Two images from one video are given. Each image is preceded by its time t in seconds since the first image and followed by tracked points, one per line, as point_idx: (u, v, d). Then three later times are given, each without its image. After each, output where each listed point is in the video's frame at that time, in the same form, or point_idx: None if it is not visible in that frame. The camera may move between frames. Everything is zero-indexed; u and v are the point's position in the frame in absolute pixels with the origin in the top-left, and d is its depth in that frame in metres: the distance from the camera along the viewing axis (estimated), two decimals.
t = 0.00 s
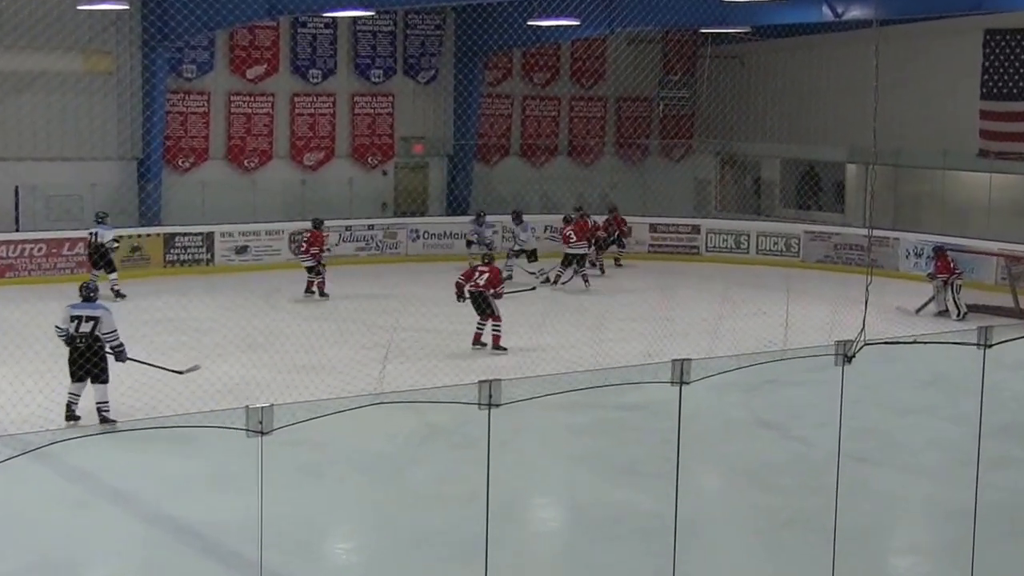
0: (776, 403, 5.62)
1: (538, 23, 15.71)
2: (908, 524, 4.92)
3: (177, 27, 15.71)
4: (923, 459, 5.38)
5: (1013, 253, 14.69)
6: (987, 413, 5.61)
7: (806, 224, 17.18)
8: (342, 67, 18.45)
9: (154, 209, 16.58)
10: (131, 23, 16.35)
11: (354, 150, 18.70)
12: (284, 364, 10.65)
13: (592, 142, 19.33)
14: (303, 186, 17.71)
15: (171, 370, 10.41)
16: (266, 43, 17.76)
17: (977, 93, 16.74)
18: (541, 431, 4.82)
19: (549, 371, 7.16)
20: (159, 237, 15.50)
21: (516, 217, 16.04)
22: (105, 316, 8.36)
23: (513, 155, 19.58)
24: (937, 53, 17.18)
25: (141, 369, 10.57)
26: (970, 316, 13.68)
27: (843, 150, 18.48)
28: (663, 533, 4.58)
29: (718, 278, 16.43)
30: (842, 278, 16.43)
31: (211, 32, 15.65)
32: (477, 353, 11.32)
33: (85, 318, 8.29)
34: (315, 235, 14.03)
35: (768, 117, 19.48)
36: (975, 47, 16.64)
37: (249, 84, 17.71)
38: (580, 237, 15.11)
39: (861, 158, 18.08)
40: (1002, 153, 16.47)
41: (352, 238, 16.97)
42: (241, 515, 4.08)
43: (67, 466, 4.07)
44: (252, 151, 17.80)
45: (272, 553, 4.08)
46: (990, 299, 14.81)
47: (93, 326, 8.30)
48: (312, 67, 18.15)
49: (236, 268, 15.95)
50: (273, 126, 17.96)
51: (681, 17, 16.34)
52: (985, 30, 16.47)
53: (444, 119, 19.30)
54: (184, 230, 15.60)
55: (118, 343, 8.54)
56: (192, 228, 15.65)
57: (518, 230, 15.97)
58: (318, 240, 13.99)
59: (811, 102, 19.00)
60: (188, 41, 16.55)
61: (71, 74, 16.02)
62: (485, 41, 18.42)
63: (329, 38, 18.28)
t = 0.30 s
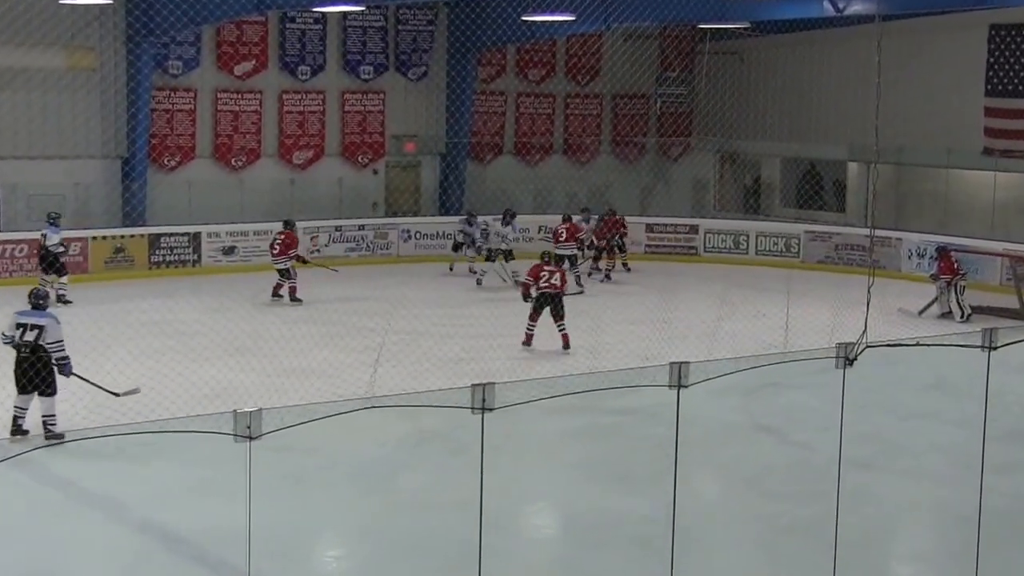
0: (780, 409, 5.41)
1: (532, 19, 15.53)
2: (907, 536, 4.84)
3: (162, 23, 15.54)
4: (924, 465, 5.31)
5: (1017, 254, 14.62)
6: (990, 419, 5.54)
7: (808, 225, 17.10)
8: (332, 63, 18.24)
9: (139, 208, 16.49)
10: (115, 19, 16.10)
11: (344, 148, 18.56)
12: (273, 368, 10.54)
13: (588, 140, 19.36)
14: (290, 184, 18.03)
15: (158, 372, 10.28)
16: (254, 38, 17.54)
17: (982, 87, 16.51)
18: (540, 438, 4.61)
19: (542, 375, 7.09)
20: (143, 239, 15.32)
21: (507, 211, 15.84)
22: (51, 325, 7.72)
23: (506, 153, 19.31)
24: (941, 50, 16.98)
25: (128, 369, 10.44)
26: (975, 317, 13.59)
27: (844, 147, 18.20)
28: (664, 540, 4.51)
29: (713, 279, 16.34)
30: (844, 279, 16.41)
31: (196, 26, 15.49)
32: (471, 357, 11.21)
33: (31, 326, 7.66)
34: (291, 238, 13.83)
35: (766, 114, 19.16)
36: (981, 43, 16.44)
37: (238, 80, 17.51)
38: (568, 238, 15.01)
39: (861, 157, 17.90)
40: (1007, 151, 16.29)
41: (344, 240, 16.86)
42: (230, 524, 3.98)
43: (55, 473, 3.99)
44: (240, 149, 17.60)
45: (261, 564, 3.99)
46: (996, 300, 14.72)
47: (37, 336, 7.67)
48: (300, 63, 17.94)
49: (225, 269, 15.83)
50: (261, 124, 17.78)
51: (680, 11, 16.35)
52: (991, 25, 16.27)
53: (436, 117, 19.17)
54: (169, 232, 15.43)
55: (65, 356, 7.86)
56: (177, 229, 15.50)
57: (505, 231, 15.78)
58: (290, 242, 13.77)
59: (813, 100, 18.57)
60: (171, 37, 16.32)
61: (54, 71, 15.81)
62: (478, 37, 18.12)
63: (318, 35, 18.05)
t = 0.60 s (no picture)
0: (779, 410, 5.42)
1: (526, 15, 15.50)
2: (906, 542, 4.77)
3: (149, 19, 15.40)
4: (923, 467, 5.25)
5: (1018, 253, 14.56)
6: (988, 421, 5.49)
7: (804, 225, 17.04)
8: (321, 60, 18.20)
9: (125, 208, 16.32)
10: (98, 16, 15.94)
11: (333, 147, 18.47)
12: (260, 371, 10.44)
13: (582, 139, 19.24)
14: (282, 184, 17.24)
15: (145, 374, 10.18)
16: (242, 35, 17.44)
17: (981, 87, 16.57)
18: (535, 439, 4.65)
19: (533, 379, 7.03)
20: (129, 238, 15.22)
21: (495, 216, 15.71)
22: None
23: (499, 152, 19.27)
24: (942, 51, 17.00)
25: (115, 371, 10.33)
26: (974, 318, 13.53)
27: (842, 147, 18.11)
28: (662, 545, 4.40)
29: (706, 279, 16.30)
30: (842, 279, 16.33)
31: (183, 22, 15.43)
32: (464, 359, 11.13)
33: None
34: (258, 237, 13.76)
35: (762, 113, 19.30)
36: (981, 41, 16.48)
37: (225, 77, 17.39)
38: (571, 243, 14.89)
39: (859, 156, 17.81)
40: (1006, 148, 16.20)
41: (334, 239, 16.76)
42: (219, 530, 3.89)
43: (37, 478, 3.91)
44: (228, 147, 17.54)
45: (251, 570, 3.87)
46: (997, 300, 14.64)
47: None
48: (289, 60, 17.87)
49: (213, 269, 15.74)
50: (249, 122, 17.69)
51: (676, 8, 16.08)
52: (991, 21, 16.32)
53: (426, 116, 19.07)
54: (155, 231, 15.35)
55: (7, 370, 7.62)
56: (163, 228, 15.41)
57: (495, 227, 15.74)
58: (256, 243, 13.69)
59: (809, 101, 18.77)
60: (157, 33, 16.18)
61: (38, 68, 15.66)
62: (470, 33, 18.17)
63: (308, 31, 18.02)
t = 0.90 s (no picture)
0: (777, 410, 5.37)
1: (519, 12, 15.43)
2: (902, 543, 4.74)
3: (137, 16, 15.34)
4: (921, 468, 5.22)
5: (1014, 254, 14.53)
6: (987, 422, 5.45)
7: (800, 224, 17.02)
8: (312, 58, 18.11)
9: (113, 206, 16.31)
10: (85, 12, 15.77)
11: (324, 145, 18.35)
12: (251, 372, 10.38)
13: (575, 138, 19.21)
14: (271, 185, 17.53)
15: (133, 376, 10.11)
16: (232, 32, 17.39)
17: (978, 84, 16.55)
18: (526, 442, 4.52)
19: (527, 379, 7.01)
20: (116, 239, 15.14)
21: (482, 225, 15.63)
22: None
23: (491, 150, 19.23)
24: (938, 51, 16.98)
25: (104, 372, 10.27)
26: (969, 318, 13.50)
27: (839, 145, 18.11)
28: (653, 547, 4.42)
29: (701, 279, 16.25)
30: (838, 279, 16.31)
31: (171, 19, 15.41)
32: (457, 360, 11.07)
33: None
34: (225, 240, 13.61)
35: (755, 112, 19.08)
36: (978, 37, 16.45)
37: (216, 76, 17.36)
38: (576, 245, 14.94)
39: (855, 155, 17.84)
40: (1006, 148, 16.26)
41: (324, 240, 16.70)
42: (207, 531, 3.88)
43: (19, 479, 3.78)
44: (216, 147, 17.44)
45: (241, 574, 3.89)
46: (993, 300, 14.61)
47: None
48: (279, 58, 17.79)
49: (201, 270, 15.68)
50: (238, 120, 17.62)
51: (670, 6, 15.98)
52: (986, 18, 16.28)
53: (418, 114, 19.01)
54: (143, 232, 15.27)
55: None
56: (151, 229, 15.34)
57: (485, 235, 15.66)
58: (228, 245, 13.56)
59: (804, 99, 18.71)
60: (145, 30, 16.11)
61: (25, 66, 15.55)
62: (463, 30, 18.13)
63: (298, 28, 17.94)
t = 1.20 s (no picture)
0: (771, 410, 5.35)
1: (512, 11, 15.41)
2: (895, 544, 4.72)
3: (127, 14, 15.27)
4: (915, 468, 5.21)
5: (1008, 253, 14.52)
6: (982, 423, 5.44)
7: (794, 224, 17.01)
8: (303, 57, 18.07)
9: (102, 206, 16.25)
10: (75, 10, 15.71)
11: (316, 145, 18.32)
12: (242, 373, 10.35)
13: (568, 137, 19.24)
14: (261, 183, 17.57)
15: (122, 377, 10.07)
16: (222, 31, 17.35)
17: (972, 83, 16.54)
18: (519, 441, 4.49)
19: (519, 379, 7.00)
20: (106, 238, 15.09)
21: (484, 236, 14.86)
22: None
23: (484, 150, 19.20)
24: (932, 51, 16.99)
25: (93, 372, 10.22)
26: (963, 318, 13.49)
27: (831, 143, 18.06)
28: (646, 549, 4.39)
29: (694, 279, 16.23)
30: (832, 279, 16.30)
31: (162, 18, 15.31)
32: (449, 360, 11.04)
33: None
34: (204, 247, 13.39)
35: (750, 111, 19.12)
36: (972, 35, 16.46)
37: (207, 74, 17.32)
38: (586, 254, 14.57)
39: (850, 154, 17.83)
40: (1000, 146, 16.20)
41: (315, 239, 16.66)
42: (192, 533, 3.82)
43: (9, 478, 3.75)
44: (207, 146, 17.39)
45: None
46: (986, 300, 14.60)
47: None
48: (271, 57, 17.73)
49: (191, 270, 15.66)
50: (229, 119, 17.58)
51: (663, 5, 15.97)
52: (980, 17, 16.30)
53: (410, 113, 18.99)
54: (134, 231, 15.23)
55: None
56: (142, 228, 15.29)
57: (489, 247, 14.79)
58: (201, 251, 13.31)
59: (797, 98, 18.69)
60: (135, 29, 16.05)
61: (13, 65, 15.47)
62: (454, 29, 18.08)
63: (289, 27, 17.88)
